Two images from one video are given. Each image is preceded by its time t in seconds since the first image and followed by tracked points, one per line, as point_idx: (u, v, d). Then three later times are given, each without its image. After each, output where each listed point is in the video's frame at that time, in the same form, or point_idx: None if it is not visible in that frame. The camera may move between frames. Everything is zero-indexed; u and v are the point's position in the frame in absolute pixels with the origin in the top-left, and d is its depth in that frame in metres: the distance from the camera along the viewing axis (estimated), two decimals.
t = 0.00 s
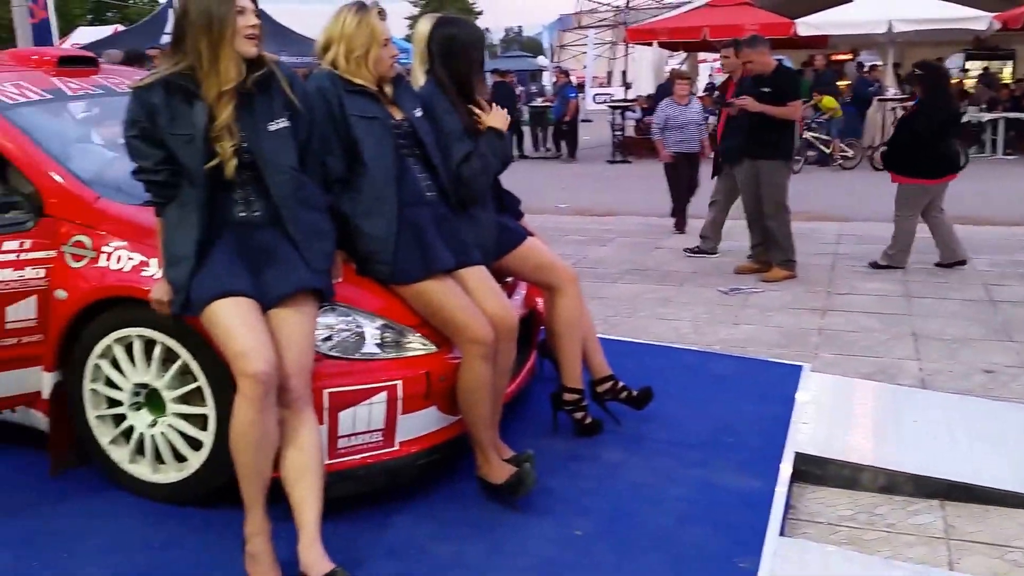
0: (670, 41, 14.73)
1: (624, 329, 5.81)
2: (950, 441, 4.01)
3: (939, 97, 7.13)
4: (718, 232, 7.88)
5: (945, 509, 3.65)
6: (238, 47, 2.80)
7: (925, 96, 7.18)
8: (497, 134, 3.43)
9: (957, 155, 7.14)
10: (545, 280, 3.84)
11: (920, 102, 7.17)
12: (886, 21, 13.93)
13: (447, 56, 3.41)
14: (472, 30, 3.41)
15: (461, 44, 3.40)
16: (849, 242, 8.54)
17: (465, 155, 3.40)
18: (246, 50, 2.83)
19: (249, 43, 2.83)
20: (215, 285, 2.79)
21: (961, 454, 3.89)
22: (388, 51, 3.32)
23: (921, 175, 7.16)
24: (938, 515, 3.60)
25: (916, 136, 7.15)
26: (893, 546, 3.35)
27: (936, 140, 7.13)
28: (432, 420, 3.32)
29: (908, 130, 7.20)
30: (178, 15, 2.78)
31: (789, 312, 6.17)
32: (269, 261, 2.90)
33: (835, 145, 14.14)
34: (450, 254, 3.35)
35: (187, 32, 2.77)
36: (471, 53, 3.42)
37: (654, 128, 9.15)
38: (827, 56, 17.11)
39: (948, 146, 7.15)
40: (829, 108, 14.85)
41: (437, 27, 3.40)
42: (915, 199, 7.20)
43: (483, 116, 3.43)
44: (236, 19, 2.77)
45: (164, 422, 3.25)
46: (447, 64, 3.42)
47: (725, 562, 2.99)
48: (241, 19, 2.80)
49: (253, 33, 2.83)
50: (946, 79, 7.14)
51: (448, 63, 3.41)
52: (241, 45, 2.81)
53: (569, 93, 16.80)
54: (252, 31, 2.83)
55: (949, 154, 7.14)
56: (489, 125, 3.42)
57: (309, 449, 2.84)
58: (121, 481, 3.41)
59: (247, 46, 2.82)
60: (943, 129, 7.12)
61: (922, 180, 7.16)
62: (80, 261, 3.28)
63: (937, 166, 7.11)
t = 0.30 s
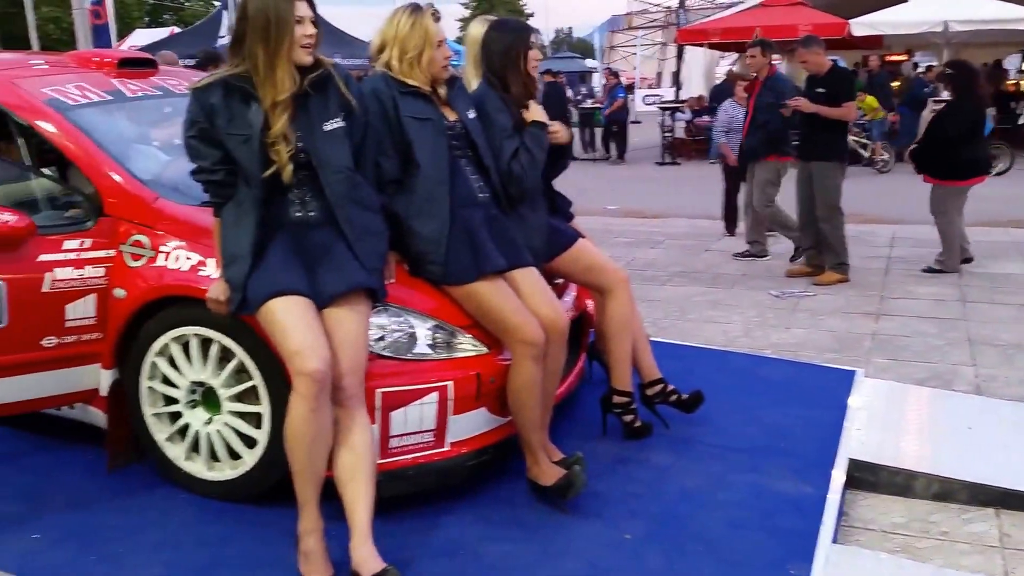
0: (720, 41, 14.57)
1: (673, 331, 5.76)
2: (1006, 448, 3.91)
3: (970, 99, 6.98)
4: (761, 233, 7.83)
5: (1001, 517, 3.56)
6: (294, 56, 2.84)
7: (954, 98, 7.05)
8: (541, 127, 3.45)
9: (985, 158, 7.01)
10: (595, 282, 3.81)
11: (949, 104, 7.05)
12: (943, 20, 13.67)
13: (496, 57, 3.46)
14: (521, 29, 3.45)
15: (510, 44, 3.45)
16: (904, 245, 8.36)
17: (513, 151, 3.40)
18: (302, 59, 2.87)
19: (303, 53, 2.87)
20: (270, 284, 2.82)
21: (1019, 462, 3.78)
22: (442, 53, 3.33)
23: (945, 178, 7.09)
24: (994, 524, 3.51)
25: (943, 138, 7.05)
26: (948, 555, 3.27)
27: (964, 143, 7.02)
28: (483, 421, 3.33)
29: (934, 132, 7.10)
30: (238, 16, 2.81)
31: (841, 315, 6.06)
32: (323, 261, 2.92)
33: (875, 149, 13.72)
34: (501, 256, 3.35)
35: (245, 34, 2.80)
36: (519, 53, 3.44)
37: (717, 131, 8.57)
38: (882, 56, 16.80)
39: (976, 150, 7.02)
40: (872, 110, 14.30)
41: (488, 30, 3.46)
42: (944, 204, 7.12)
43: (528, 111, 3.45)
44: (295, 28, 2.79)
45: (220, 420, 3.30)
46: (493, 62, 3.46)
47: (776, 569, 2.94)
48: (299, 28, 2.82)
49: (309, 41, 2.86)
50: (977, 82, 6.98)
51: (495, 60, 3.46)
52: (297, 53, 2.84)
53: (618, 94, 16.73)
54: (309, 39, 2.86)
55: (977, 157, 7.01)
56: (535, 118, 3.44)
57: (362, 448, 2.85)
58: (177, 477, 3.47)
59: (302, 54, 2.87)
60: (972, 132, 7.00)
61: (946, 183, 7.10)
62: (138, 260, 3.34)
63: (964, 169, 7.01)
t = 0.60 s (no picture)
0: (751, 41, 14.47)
1: (704, 333, 5.73)
2: None
3: (984, 101, 6.90)
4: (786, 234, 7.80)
5: None
6: (322, 51, 2.84)
7: (968, 99, 6.98)
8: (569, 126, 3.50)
9: (1001, 159, 6.91)
10: (626, 283, 3.81)
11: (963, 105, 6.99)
12: (977, 20, 13.45)
13: (531, 56, 3.55)
14: (557, 26, 3.53)
15: (543, 44, 3.54)
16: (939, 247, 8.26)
17: (542, 149, 3.47)
18: (335, 57, 2.87)
19: (334, 49, 2.87)
20: (304, 284, 2.85)
21: None
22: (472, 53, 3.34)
23: (960, 180, 6.99)
24: None
25: (959, 139, 6.96)
26: (984, 562, 3.23)
27: (979, 144, 6.93)
28: (513, 421, 3.33)
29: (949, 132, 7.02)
30: (271, 18, 2.84)
31: (874, 318, 5.99)
32: (355, 261, 2.94)
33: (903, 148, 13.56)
34: (533, 257, 3.35)
35: (278, 36, 2.82)
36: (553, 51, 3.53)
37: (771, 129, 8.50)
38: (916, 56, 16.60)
39: (991, 151, 6.93)
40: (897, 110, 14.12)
41: (532, 29, 3.59)
42: (958, 206, 7.07)
43: (558, 110, 3.51)
44: (323, 24, 2.81)
45: (254, 418, 3.33)
46: (530, 60, 3.56)
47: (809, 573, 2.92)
48: (328, 25, 2.83)
49: (340, 38, 2.87)
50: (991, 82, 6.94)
51: (530, 57, 3.56)
52: (328, 51, 2.85)
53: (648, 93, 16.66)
54: (338, 35, 2.86)
55: (993, 158, 6.91)
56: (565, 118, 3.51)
57: (393, 447, 2.87)
58: (211, 474, 3.51)
59: (336, 52, 2.87)
60: (987, 133, 6.91)
61: (958, 184, 7.01)
62: (175, 259, 3.38)
63: (978, 170, 6.92)
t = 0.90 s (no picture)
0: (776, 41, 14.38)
1: (729, 335, 5.71)
2: None
3: (986, 104, 6.92)
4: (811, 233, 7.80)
5: None
6: (347, 44, 2.82)
7: (970, 101, 6.98)
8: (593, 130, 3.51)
9: (1002, 159, 6.88)
10: (652, 285, 3.80)
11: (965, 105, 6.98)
12: (1009, 20, 13.56)
13: (561, 57, 3.56)
14: (588, 30, 3.53)
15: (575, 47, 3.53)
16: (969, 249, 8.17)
17: (566, 150, 3.49)
18: (364, 48, 2.84)
19: (362, 40, 2.84)
20: (331, 285, 2.87)
21: None
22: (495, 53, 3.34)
23: (961, 181, 6.94)
24: None
25: (960, 139, 6.93)
26: (1014, 569, 3.19)
27: (980, 144, 6.89)
28: (538, 422, 3.33)
29: (950, 133, 6.99)
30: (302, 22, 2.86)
31: (903, 321, 5.94)
32: (383, 262, 2.96)
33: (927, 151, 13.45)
34: (558, 257, 3.35)
35: (309, 40, 2.84)
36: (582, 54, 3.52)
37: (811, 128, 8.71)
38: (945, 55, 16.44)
39: (993, 151, 6.89)
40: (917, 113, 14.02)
41: (566, 29, 3.59)
42: (959, 207, 7.01)
43: (585, 114, 3.53)
44: (347, 19, 2.81)
45: (282, 416, 3.36)
46: (558, 62, 3.57)
47: None
48: (350, 19, 2.82)
49: (371, 31, 2.85)
50: (993, 83, 6.95)
51: (559, 58, 3.56)
52: (354, 43, 2.83)
53: (672, 94, 16.62)
54: (370, 28, 2.84)
55: (994, 158, 6.88)
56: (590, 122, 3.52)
57: (419, 447, 2.88)
58: (238, 472, 3.54)
59: (362, 44, 2.84)
60: (988, 133, 6.90)
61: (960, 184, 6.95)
62: (204, 258, 3.42)
63: (982, 169, 6.86)
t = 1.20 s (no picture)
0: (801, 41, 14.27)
1: (753, 337, 5.68)
2: None
3: (987, 103, 6.83)
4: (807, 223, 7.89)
5: None
6: (367, 52, 2.86)
7: (972, 99, 6.88)
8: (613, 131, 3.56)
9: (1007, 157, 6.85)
10: (676, 286, 3.78)
11: (968, 104, 6.88)
12: None
13: (586, 59, 3.56)
14: (615, 34, 3.51)
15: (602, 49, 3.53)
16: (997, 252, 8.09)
17: (588, 152, 3.50)
18: (386, 54, 2.86)
19: (383, 45, 2.86)
20: (358, 286, 2.89)
21: None
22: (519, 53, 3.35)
23: (965, 179, 6.93)
24: None
25: (962, 138, 6.88)
26: None
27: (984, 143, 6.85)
28: (561, 423, 3.32)
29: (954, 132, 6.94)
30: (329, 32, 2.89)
31: (930, 324, 5.89)
32: (409, 265, 2.98)
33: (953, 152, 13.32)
34: (582, 259, 3.35)
35: (341, 47, 2.85)
36: (607, 56, 3.52)
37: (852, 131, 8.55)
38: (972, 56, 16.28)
39: (996, 150, 6.85)
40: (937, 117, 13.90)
41: (593, 30, 3.57)
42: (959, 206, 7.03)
43: (608, 117, 3.57)
44: (362, 31, 2.84)
45: (307, 415, 3.39)
46: (581, 62, 3.57)
47: None
48: (366, 30, 2.85)
49: (391, 33, 2.86)
50: (995, 83, 6.84)
51: (582, 60, 3.57)
52: (375, 52, 2.85)
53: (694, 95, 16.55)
54: (392, 32, 2.86)
55: (999, 157, 6.85)
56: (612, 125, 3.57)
57: (444, 446, 2.89)
58: (264, 470, 3.57)
59: (385, 50, 2.86)
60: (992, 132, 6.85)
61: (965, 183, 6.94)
62: (232, 258, 3.45)
63: (987, 169, 6.84)
